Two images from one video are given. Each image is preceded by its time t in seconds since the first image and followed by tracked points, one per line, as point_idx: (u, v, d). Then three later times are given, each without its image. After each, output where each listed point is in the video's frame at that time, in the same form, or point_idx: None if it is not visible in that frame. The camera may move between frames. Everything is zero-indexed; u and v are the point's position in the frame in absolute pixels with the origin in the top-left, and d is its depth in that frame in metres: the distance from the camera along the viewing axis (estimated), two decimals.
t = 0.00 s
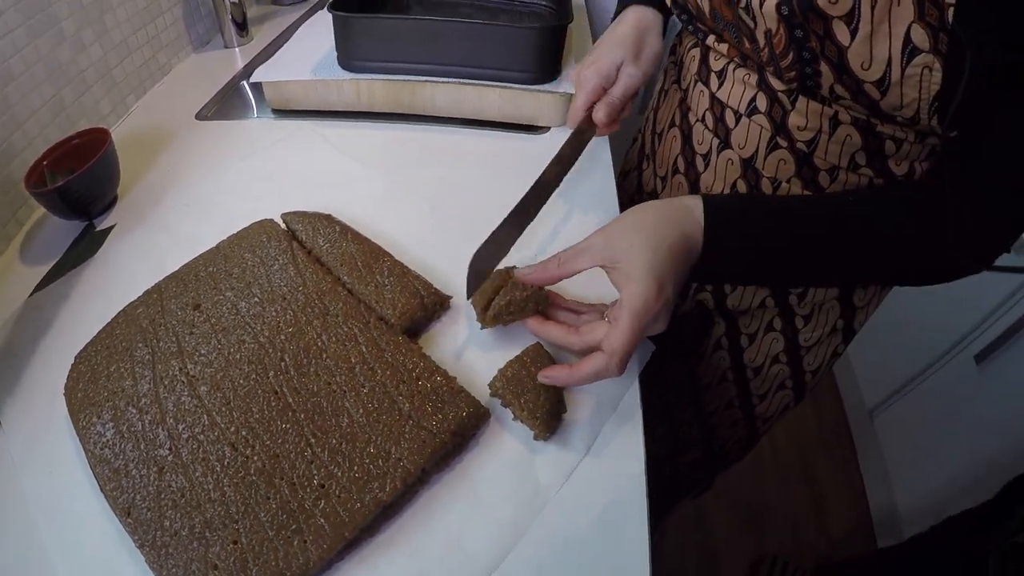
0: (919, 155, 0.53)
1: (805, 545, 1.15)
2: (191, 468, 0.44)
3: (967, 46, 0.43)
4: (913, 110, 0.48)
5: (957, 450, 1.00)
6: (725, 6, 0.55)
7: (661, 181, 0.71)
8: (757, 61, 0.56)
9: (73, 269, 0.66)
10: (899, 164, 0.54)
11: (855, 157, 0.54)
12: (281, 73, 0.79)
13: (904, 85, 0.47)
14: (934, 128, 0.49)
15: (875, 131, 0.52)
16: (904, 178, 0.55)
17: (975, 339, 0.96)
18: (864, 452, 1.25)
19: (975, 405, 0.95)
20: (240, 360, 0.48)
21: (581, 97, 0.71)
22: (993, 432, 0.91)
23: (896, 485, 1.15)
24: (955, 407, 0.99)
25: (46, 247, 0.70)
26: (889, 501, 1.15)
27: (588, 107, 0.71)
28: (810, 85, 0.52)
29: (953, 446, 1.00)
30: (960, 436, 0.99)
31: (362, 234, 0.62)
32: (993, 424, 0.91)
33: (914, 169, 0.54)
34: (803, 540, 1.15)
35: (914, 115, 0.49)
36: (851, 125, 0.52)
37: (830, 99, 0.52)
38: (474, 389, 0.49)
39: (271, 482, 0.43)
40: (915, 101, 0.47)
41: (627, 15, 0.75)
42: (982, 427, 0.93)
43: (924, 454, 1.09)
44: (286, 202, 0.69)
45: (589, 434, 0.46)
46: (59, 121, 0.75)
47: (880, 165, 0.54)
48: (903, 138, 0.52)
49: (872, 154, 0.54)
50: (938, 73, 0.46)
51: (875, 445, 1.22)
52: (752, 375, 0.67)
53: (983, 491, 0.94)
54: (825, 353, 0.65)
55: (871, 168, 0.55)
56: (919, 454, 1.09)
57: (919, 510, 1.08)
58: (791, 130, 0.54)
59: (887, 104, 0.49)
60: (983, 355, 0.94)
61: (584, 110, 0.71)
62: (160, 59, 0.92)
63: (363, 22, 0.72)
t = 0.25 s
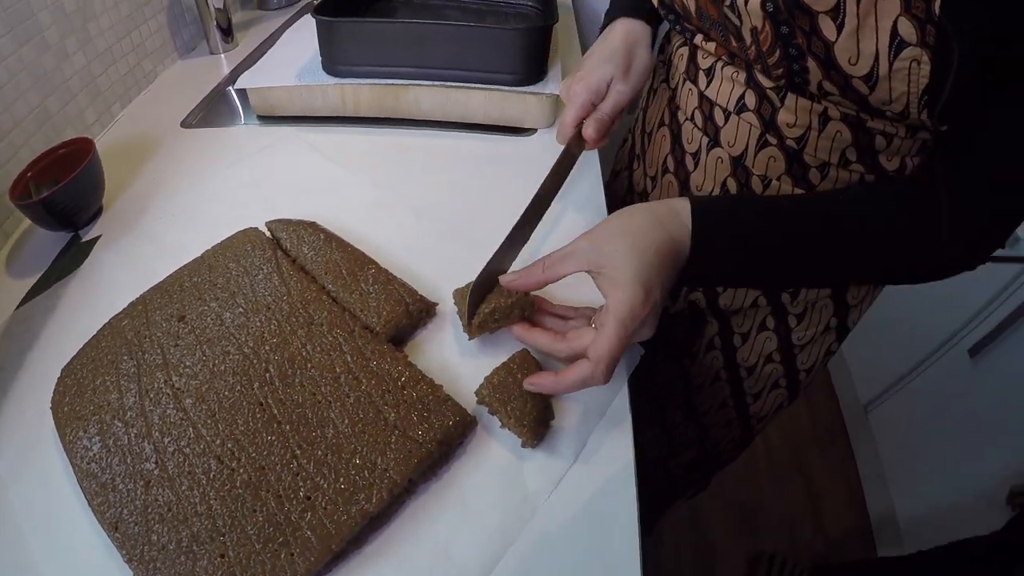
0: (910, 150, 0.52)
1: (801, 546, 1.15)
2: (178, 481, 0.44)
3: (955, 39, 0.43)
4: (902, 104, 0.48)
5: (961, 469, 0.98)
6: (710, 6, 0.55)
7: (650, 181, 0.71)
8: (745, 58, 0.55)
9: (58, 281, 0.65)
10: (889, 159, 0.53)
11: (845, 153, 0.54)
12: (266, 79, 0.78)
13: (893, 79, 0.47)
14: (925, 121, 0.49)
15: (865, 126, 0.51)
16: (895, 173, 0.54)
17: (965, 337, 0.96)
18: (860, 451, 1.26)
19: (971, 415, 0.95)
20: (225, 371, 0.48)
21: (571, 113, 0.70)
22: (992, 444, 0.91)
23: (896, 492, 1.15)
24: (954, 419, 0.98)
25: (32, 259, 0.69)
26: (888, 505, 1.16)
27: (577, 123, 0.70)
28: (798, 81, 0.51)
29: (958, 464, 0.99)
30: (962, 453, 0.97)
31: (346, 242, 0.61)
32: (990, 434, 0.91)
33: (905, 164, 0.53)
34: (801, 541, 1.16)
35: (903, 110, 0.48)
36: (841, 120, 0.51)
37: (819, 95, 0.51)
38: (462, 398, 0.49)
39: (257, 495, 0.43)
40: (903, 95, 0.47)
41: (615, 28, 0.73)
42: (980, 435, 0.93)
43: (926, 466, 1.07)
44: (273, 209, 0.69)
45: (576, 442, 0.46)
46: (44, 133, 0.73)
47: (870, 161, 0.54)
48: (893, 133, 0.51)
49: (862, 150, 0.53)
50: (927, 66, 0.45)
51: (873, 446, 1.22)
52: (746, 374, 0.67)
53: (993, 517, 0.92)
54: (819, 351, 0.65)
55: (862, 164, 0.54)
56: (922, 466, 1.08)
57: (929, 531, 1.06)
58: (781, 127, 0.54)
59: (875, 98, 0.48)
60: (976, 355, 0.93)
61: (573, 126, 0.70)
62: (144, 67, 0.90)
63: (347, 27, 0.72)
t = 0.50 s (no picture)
0: (898, 146, 0.51)
1: (798, 545, 1.16)
2: (168, 490, 0.44)
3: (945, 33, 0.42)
4: (891, 99, 0.47)
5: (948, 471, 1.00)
6: None
7: (638, 180, 0.71)
8: (731, 54, 0.54)
9: (48, 290, 0.65)
10: (877, 155, 0.52)
11: (832, 149, 0.52)
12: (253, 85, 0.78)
13: (880, 74, 0.45)
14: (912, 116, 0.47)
15: (852, 122, 0.50)
16: (884, 169, 0.53)
17: (952, 336, 1.00)
18: (856, 448, 1.27)
19: (959, 415, 0.97)
20: (213, 380, 0.48)
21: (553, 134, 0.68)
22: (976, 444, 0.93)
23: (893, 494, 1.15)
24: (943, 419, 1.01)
25: (22, 269, 0.68)
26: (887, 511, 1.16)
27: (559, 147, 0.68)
28: (785, 75, 0.50)
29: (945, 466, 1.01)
30: (949, 455, 1.00)
31: (333, 247, 0.62)
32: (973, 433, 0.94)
33: (893, 161, 0.52)
34: (797, 540, 1.17)
35: (891, 105, 0.47)
36: (828, 117, 0.50)
37: (805, 90, 0.50)
38: (451, 403, 0.49)
39: (247, 502, 0.43)
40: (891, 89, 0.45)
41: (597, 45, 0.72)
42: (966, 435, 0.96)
43: (916, 469, 1.09)
44: (262, 215, 0.69)
45: (563, 446, 0.46)
46: (33, 141, 0.72)
47: (858, 157, 0.52)
48: (880, 128, 0.50)
49: (849, 146, 0.52)
50: (915, 61, 0.44)
51: (868, 444, 1.23)
52: (736, 374, 0.67)
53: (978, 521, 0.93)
54: (810, 350, 0.65)
55: (850, 160, 0.53)
56: (910, 468, 1.10)
57: (917, 535, 1.08)
58: (766, 124, 0.53)
59: (863, 93, 0.47)
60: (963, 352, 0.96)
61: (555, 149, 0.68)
62: (133, 72, 0.90)
63: (331, 31, 0.72)
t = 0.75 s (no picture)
0: (892, 148, 0.51)
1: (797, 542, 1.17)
2: (165, 500, 0.44)
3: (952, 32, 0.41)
4: (890, 97, 0.46)
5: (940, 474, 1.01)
6: None
7: (632, 181, 0.70)
8: (727, 48, 0.53)
9: (43, 299, 0.65)
10: (871, 157, 0.52)
11: (826, 149, 0.52)
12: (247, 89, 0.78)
13: (883, 71, 0.45)
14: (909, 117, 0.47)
15: (846, 122, 0.50)
16: (879, 172, 0.52)
17: (948, 336, 1.00)
18: (856, 450, 1.27)
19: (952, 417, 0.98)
20: (209, 390, 0.48)
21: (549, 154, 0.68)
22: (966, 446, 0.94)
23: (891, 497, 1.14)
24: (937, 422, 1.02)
25: (16, 277, 0.68)
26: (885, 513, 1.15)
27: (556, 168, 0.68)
28: (784, 66, 0.49)
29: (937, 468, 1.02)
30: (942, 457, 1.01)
31: (327, 254, 0.62)
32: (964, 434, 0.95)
33: (888, 163, 0.52)
34: (796, 540, 1.17)
35: (890, 104, 0.47)
36: (822, 115, 0.50)
37: (802, 86, 0.50)
38: (447, 410, 0.49)
39: (243, 512, 0.43)
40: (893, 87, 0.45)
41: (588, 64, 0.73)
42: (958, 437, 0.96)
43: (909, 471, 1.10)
44: (254, 222, 0.68)
45: (560, 454, 0.46)
46: (27, 146, 0.72)
47: (852, 158, 0.52)
48: (875, 129, 0.49)
49: (843, 146, 0.52)
50: (919, 61, 0.43)
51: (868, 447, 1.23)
52: (729, 377, 0.67)
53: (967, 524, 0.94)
54: (803, 354, 0.65)
55: (843, 161, 0.53)
56: (904, 470, 1.11)
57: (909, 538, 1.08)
58: (760, 124, 0.52)
59: (863, 90, 0.47)
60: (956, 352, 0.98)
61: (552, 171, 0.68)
62: (127, 77, 0.89)
63: (324, 34, 0.72)
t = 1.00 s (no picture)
0: (894, 161, 0.51)
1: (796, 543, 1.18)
2: (168, 512, 0.44)
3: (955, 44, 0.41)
4: (893, 113, 0.47)
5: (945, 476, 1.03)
6: None
7: (632, 188, 0.70)
8: (733, 61, 0.54)
9: (43, 310, 0.64)
10: (873, 169, 0.52)
11: (829, 162, 0.53)
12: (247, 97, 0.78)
13: (887, 88, 0.45)
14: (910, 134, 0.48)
15: (850, 135, 0.50)
16: (880, 184, 0.53)
17: (949, 337, 1.02)
18: (855, 452, 1.28)
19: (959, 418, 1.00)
20: (211, 401, 0.48)
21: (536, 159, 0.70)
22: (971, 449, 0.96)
23: (891, 497, 1.16)
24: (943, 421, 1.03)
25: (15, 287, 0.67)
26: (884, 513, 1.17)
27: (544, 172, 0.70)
28: (789, 82, 0.50)
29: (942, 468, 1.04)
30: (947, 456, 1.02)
31: (327, 263, 0.62)
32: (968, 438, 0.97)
33: (889, 175, 0.52)
34: (796, 541, 1.18)
35: (892, 120, 0.47)
36: (826, 129, 0.51)
37: (807, 100, 0.50)
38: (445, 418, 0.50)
39: (247, 523, 0.43)
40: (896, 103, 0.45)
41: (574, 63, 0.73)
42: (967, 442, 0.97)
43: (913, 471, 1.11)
44: (253, 232, 0.69)
45: (557, 460, 0.47)
46: (25, 154, 0.72)
47: (855, 170, 0.53)
48: (877, 143, 0.50)
49: (846, 159, 0.52)
50: (922, 76, 0.44)
51: (867, 448, 1.24)
52: (730, 383, 0.68)
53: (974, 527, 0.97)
54: (804, 359, 0.66)
55: (846, 173, 0.53)
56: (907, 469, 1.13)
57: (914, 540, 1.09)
58: (764, 135, 0.53)
59: (867, 106, 0.47)
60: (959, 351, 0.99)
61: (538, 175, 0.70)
62: (126, 84, 0.89)
63: (323, 42, 0.71)
